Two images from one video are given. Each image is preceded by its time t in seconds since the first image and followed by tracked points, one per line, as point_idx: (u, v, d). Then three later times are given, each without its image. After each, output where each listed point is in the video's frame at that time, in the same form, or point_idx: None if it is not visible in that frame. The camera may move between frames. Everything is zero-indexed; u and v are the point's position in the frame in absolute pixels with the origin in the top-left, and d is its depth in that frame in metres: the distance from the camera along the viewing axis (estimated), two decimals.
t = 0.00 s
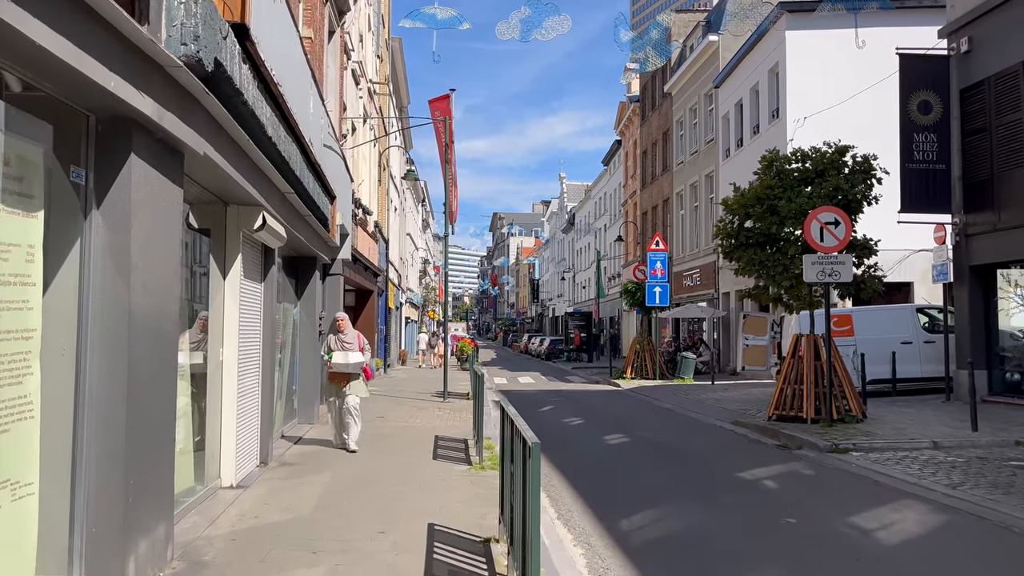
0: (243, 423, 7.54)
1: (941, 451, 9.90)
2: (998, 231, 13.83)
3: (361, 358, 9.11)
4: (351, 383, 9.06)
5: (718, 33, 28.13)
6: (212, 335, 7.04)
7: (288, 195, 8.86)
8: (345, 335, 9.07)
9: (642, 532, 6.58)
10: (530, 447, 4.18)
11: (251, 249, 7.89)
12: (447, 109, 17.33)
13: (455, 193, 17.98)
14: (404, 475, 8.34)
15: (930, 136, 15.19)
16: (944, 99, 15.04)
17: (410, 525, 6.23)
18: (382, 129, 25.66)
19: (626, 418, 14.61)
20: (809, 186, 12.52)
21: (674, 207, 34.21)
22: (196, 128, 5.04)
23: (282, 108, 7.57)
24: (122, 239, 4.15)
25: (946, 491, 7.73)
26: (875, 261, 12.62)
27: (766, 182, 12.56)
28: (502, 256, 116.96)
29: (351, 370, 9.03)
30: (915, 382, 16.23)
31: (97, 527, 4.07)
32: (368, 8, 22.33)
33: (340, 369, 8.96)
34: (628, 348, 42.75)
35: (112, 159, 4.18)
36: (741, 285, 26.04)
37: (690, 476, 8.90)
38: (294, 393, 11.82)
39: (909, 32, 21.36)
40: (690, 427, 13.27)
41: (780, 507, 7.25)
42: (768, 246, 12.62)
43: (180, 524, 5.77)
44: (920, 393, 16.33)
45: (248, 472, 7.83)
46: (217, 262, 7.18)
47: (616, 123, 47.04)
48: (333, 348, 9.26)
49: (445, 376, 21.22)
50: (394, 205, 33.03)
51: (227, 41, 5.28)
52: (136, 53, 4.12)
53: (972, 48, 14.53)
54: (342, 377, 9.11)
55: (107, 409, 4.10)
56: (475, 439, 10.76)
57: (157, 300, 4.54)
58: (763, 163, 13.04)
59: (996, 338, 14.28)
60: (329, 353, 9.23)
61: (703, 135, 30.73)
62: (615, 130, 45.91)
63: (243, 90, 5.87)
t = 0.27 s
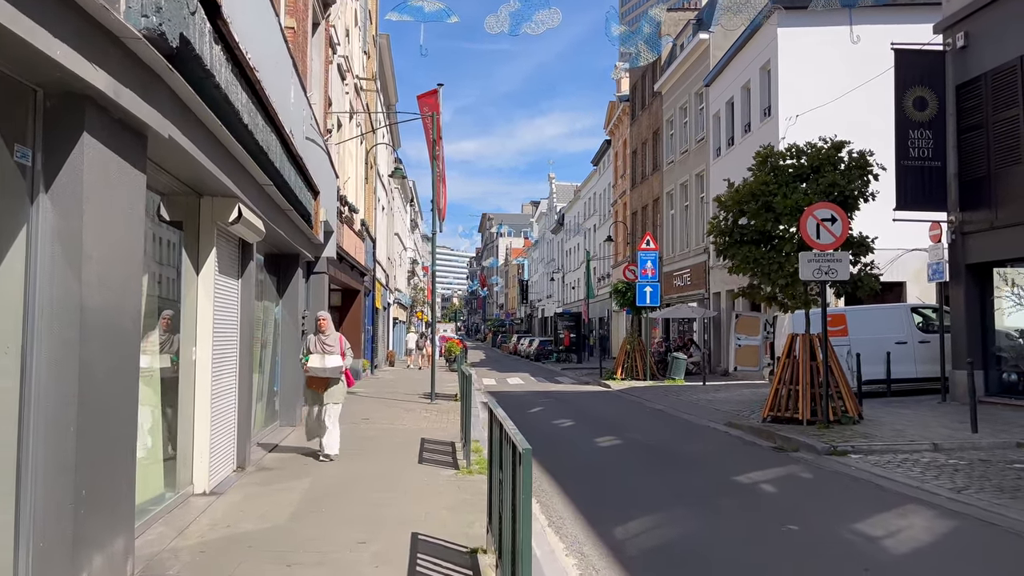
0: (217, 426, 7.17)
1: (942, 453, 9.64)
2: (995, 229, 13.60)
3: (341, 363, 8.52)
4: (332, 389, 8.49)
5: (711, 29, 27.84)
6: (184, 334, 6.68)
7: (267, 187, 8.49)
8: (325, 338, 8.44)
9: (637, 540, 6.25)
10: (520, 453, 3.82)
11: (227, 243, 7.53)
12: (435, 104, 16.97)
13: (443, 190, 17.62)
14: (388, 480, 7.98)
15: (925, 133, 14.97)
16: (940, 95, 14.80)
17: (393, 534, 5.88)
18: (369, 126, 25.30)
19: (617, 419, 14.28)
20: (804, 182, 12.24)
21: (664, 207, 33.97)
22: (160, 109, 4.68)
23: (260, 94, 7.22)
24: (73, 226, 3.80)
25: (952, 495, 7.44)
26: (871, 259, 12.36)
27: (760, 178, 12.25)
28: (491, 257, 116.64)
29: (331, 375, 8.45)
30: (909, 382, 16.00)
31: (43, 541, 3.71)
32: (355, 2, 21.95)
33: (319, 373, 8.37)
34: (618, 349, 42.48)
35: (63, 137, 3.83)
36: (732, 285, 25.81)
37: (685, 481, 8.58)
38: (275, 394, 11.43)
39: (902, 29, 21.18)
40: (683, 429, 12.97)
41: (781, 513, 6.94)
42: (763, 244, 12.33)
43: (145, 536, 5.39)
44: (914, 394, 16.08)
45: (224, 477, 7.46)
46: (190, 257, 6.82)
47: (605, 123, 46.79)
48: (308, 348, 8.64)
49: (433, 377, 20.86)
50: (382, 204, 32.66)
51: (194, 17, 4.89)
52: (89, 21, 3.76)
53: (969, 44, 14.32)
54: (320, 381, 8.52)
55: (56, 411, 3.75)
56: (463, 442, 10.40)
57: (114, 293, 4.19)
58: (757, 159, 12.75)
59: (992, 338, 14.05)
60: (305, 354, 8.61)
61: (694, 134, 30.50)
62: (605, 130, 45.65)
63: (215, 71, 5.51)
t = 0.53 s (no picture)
0: (192, 436, 6.80)
1: (947, 462, 9.33)
2: (996, 230, 13.32)
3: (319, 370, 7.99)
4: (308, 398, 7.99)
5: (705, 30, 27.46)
6: (155, 340, 6.30)
7: (247, 186, 8.10)
8: (301, 344, 7.91)
9: (637, 559, 5.90)
10: (513, 477, 3.45)
11: (202, 244, 7.14)
12: (425, 102, 16.61)
13: (433, 190, 17.24)
14: (374, 493, 7.62)
15: (925, 132, 14.69)
16: (939, 94, 14.54)
17: (377, 555, 5.51)
18: (358, 126, 24.91)
19: (611, 425, 13.94)
20: (803, 182, 11.94)
21: (657, 208, 33.68)
22: (119, 98, 4.29)
23: (237, 87, 6.83)
24: (17, 225, 3.44)
25: (963, 508, 7.11)
26: (871, 261, 12.05)
27: (758, 178, 11.93)
28: (482, 259, 116.27)
29: (307, 383, 7.94)
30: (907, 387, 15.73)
31: None
32: None
33: (294, 382, 7.87)
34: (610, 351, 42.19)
35: (7, 127, 3.47)
36: (725, 287, 25.53)
37: (684, 493, 8.24)
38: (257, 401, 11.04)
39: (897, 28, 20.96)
40: (678, 435, 12.62)
41: (786, 529, 6.61)
42: (760, 246, 12.02)
43: (107, 559, 5.00)
44: (912, 399, 15.80)
45: (200, 490, 7.09)
46: (161, 258, 6.42)
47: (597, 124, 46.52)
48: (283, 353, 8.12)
49: (422, 380, 20.49)
50: (371, 205, 32.22)
51: None
52: None
53: (969, 42, 14.07)
54: (297, 389, 8.01)
55: None
56: (452, 451, 10.01)
57: (66, 299, 3.83)
58: (754, 159, 12.43)
59: (993, 342, 13.78)
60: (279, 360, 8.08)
61: (686, 135, 30.23)
62: (597, 131, 45.37)
63: (185, 60, 5.13)
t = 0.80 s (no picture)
0: (173, 442, 6.44)
1: (959, 466, 9.05)
2: (1002, 229, 13.03)
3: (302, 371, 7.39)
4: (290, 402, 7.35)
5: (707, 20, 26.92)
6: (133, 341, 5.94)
7: (233, 179, 7.74)
8: (281, 342, 7.33)
9: (645, 572, 5.58)
10: (519, 495, 3.07)
11: (185, 239, 6.78)
12: (420, 97, 16.29)
13: (427, 188, 16.88)
14: (366, 501, 7.29)
15: (929, 129, 14.41)
16: (943, 90, 14.27)
17: (370, 569, 5.19)
18: (351, 124, 24.56)
19: (609, 428, 13.60)
20: (807, 179, 11.64)
21: (652, 208, 33.42)
22: (85, 73, 3.93)
23: (222, 73, 6.46)
24: None
25: (982, 516, 6.81)
26: (877, 260, 11.75)
27: (761, 174, 11.62)
28: (476, 260, 115.91)
29: (290, 386, 7.29)
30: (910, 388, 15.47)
31: None
32: None
33: (276, 384, 7.22)
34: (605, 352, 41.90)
35: None
36: (723, 287, 25.24)
37: (689, 500, 7.93)
38: (246, 403, 10.67)
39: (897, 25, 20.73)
40: (679, 438, 12.30)
41: (800, 539, 6.29)
42: (763, 244, 11.72)
43: None
44: (915, 400, 15.52)
45: (182, 498, 6.74)
46: (140, 253, 6.06)
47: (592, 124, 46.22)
48: (260, 357, 7.47)
49: (416, 382, 20.15)
50: (364, 204, 31.85)
51: None
52: None
53: (974, 36, 13.73)
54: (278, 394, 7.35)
55: None
56: (446, 456, 9.64)
57: (26, 295, 3.49)
58: (756, 156, 12.14)
59: (998, 343, 13.51)
60: (256, 364, 7.43)
61: (683, 134, 29.94)
62: (592, 130, 45.07)
63: (163, 38, 4.77)
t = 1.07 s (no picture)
0: (157, 452, 6.09)
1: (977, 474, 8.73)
2: (1012, 230, 12.72)
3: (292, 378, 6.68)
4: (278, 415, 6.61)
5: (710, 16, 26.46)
6: (114, 345, 5.59)
7: (222, 175, 7.39)
8: (267, 347, 6.61)
9: None
10: (534, 524, 2.72)
11: (171, 238, 6.43)
12: (417, 95, 15.96)
13: (425, 187, 16.53)
14: (362, 513, 6.94)
15: (937, 127, 14.09)
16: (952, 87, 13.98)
17: None
18: (346, 123, 24.23)
19: (611, 433, 13.26)
20: (815, 177, 11.32)
21: (651, 209, 33.13)
22: (51, 52, 3.60)
23: (208, 61, 6.12)
24: None
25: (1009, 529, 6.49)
26: (887, 261, 11.42)
27: (768, 173, 11.30)
28: (472, 261, 115.55)
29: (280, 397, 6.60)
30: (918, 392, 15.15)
31: None
32: None
33: (266, 395, 6.52)
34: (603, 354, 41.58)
35: None
36: (723, 289, 24.92)
37: (700, 512, 7.60)
38: (237, 408, 10.29)
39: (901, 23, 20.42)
40: (684, 444, 11.96)
41: (820, 555, 5.97)
42: (770, 244, 11.40)
43: None
44: (922, 405, 15.19)
45: (168, 511, 6.39)
46: (122, 252, 5.72)
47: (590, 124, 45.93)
48: (244, 363, 6.73)
49: (413, 385, 19.80)
50: (360, 205, 31.50)
51: None
52: None
53: (983, 33, 13.43)
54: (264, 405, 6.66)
55: None
56: (445, 464, 9.29)
57: None
58: (762, 154, 11.82)
59: (1009, 346, 13.22)
60: (240, 371, 6.70)
61: (683, 134, 29.63)
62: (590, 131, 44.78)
63: (142, 19, 4.44)
